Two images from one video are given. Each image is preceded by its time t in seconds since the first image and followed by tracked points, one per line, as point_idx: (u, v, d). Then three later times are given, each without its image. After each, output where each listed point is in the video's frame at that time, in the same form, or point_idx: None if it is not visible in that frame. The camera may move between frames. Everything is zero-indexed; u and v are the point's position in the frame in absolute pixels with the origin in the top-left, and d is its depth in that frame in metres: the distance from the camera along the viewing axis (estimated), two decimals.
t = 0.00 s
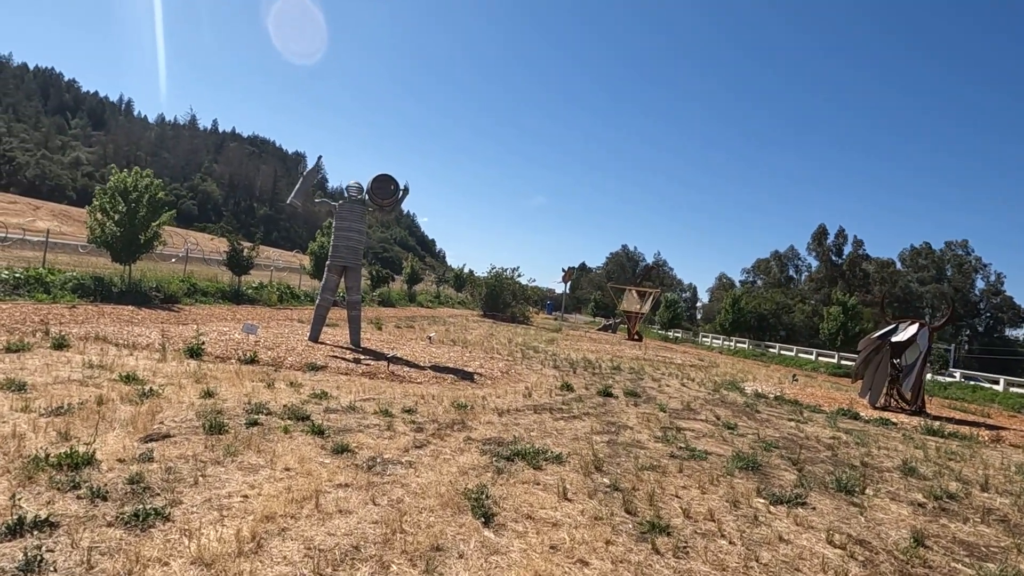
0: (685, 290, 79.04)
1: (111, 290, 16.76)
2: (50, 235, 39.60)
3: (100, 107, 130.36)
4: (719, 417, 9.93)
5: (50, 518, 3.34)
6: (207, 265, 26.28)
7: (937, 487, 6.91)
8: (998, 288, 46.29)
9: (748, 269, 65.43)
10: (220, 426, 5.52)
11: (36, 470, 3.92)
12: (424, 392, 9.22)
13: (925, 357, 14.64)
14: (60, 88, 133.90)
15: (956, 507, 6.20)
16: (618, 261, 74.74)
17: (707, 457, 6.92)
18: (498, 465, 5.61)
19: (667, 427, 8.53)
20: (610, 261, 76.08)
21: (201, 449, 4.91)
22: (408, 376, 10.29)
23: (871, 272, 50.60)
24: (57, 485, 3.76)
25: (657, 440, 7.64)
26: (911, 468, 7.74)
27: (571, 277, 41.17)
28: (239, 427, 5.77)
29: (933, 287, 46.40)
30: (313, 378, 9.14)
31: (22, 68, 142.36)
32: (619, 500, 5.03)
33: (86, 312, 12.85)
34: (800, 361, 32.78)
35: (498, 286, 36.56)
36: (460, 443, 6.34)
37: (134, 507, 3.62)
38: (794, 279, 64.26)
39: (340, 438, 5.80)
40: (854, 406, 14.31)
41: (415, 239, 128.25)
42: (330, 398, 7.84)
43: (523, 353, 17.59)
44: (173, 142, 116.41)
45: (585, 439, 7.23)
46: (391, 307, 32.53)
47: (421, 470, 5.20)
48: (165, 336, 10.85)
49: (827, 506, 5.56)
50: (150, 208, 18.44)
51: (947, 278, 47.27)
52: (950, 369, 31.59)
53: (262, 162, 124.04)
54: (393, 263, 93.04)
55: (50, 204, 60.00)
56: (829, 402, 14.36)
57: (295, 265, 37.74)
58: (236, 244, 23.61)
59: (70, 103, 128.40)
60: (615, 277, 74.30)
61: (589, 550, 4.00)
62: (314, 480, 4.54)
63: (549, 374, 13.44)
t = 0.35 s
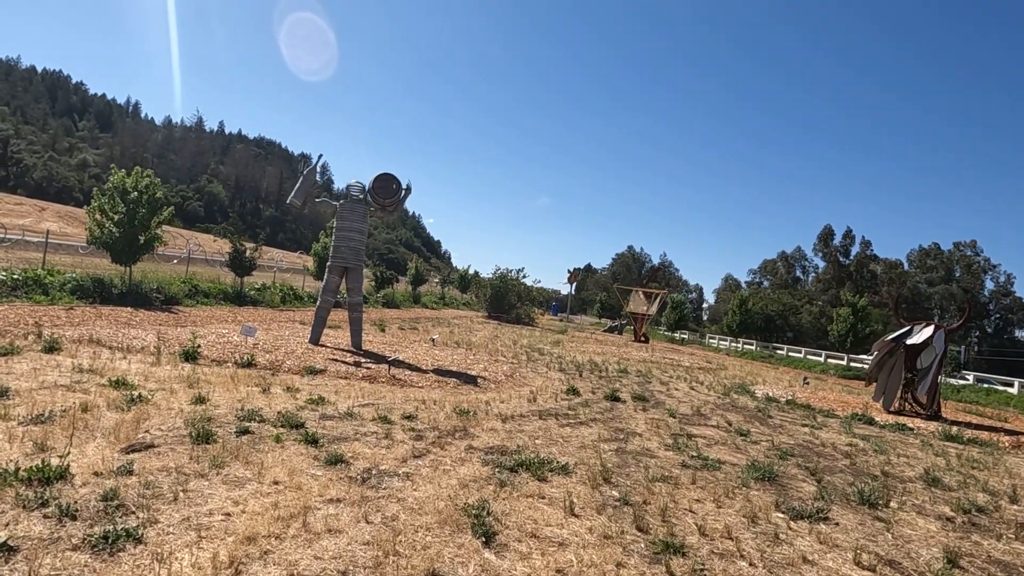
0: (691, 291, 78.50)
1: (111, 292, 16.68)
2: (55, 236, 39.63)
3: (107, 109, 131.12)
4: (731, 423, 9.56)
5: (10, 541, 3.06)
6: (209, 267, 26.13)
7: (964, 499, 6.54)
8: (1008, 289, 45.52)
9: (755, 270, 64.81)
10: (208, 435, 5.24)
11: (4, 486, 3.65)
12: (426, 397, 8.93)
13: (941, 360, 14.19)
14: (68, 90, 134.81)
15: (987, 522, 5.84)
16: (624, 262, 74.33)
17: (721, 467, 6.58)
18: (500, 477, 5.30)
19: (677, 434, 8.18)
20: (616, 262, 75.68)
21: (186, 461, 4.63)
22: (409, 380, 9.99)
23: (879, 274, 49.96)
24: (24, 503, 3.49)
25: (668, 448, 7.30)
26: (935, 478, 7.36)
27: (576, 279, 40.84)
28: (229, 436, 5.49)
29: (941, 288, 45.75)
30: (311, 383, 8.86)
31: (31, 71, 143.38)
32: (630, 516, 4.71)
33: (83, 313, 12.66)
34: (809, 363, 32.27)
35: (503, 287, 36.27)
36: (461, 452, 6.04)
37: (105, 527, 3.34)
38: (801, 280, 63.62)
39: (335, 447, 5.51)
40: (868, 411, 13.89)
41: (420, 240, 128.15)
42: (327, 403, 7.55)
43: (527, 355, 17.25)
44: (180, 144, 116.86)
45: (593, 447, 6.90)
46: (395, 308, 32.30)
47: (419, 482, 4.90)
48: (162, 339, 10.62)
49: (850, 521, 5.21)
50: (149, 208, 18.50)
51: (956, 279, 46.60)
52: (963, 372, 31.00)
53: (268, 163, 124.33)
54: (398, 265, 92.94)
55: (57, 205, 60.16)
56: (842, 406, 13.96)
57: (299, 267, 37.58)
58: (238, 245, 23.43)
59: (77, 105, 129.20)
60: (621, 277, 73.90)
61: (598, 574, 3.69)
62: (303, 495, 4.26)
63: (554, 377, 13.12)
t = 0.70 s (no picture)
0: (697, 293, 77.97)
1: (110, 293, 16.54)
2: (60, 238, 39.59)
3: (115, 113, 131.92)
4: (744, 427, 9.18)
5: None
6: (212, 268, 25.96)
7: (996, 509, 6.16)
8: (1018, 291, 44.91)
9: (761, 272, 64.25)
10: (194, 441, 4.94)
11: None
12: (427, 401, 8.60)
13: (959, 363, 13.71)
14: (76, 95, 135.69)
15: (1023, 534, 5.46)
16: (630, 264, 73.91)
17: (737, 474, 6.22)
18: (503, 486, 4.97)
19: (689, 439, 7.82)
20: (621, 264, 75.28)
21: (167, 469, 4.33)
22: (410, 382, 9.68)
23: (887, 275, 49.37)
24: None
25: (680, 454, 6.94)
26: (962, 485, 6.97)
27: (582, 280, 40.48)
28: (216, 442, 5.18)
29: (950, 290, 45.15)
30: (308, 385, 8.57)
31: (39, 76, 144.40)
32: (642, 530, 4.38)
33: (80, 315, 12.45)
34: (819, 366, 31.74)
35: (508, 289, 35.95)
36: (463, 459, 5.72)
37: (66, 545, 3.04)
38: (808, 281, 62.94)
39: (329, 454, 5.20)
40: (884, 415, 13.47)
41: (425, 243, 128.14)
42: (323, 407, 7.25)
43: (532, 357, 16.93)
44: (186, 147, 117.35)
45: (601, 453, 6.56)
46: (399, 310, 32.05)
47: (416, 493, 4.58)
48: (158, 340, 10.37)
49: (879, 535, 4.85)
50: (149, 209, 18.35)
51: (965, 281, 45.97)
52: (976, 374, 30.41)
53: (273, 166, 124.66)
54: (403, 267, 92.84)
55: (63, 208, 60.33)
56: (857, 409, 13.55)
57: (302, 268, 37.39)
58: (241, 247, 23.26)
59: (85, 109, 130.10)
60: (627, 279, 73.43)
61: None
62: (291, 507, 3.96)
63: (560, 380, 12.77)
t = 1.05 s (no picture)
0: (705, 293, 77.39)
1: (110, 294, 16.38)
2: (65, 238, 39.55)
3: (122, 114, 132.58)
4: (757, 435, 8.82)
5: None
6: (214, 269, 25.77)
7: None
8: None
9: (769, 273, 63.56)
10: (179, 455, 4.66)
11: None
12: (429, 408, 8.30)
13: (978, 367, 13.15)
14: (84, 96, 136.55)
15: None
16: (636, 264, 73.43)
17: (754, 488, 5.87)
18: (507, 503, 4.66)
19: (701, 448, 7.47)
20: (628, 264, 74.77)
21: (147, 486, 4.05)
22: (411, 387, 9.39)
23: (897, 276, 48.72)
24: None
25: (692, 466, 6.59)
26: (992, 498, 6.58)
27: (588, 281, 40.10)
28: (203, 454, 4.91)
29: (960, 290, 44.48)
30: (306, 391, 8.28)
31: (48, 78, 145.35)
32: (657, 553, 4.05)
33: (77, 317, 12.25)
34: (829, 368, 31.22)
35: (514, 289, 35.66)
36: (464, 472, 5.40)
37: None
38: (816, 282, 62.25)
39: (321, 469, 4.90)
40: (900, 420, 13.02)
41: (430, 243, 127.99)
42: (319, 415, 6.95)
43: (538, 360, 16.60)
44: (193, 148, 117.77)
45: (610, 465, 6.23)
46: (404, 311, 31.79)
47: (413, 511, 4.27)
48: (154, 344, 10.15)
49: (911, 557, 4.51)
50: (151, 209, 18.18)
51: (976, 281, 45.27)
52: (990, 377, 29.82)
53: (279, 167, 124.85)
54: (408, 268, 92.72)
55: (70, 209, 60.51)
56: (872, 414, 13.14)
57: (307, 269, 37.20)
58: (243, 247, 23.05)
59: (93, 111, 130.85)
60: (633, 279, 72.94)
61: None
62: (276, 529, 3.66)
63: (566, 384, 12.44)
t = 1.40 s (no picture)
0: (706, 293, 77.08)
1: (102, 293, 16.14)
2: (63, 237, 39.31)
3: (123, 113, 132.46)
4: (763, 438, 8.53)
5: None
6: (210, 267, 25.49)
7: None
8: None
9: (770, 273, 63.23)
10: (151, 461, 4.39)
11: None
12: (423, 410, 8.00)
13: (988, 370, 12.76)
14: (85, 95, 136.44)
15: None
16: (637, 264, 73.15)
17: (761, 496, 5.58)
18: (500, 514, 4.36)
19: (705, 453, 7.17)
20: (629, 264, 74.49)
21: (111, 497, 3.77)
22: (406, 388, 9.10)
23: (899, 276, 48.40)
24: None
25: (696, 472, 6.28)
26: (1010, 507, 6.27)
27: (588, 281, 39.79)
28: (178, 460, 4.63)
29: (961, 291, 44.11)
30: (295, 392, 8.02)
31: (50, 77, 145.35)
32: (660, 570, 3.75)
33: (65, 316, 12.00)
34: (831, 369, 30.91)
35: (514, 289, 35.40)
36: (456, 479, 5.11)
37: None
38: (817, 282, 61.91)
39: (303, 475, 4.62)
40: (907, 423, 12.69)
41: (431, 242, 127.67)
42: (307, 417, 6.67)
43: (537, 360, 16.31)
44: (193, 147, 117.62)
45: (610, 471, 5.94)
46: (403, 310, 31.50)
47: (398, 523, 3.99)
48: (142, 343, 9.89)
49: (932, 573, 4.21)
50: (146, 205, 17.92)
51: (978, 282, 44.94)
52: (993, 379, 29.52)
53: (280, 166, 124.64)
54: (408, 267, 92.47)
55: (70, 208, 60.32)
56: (878, 417, 12.84)
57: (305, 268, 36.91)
58: (239, 245, 22.81)
59: (94, 110, 130.74)
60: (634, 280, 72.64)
61: None
62: (248, 544, 3.38)
63: (566, 385, 12.15)
